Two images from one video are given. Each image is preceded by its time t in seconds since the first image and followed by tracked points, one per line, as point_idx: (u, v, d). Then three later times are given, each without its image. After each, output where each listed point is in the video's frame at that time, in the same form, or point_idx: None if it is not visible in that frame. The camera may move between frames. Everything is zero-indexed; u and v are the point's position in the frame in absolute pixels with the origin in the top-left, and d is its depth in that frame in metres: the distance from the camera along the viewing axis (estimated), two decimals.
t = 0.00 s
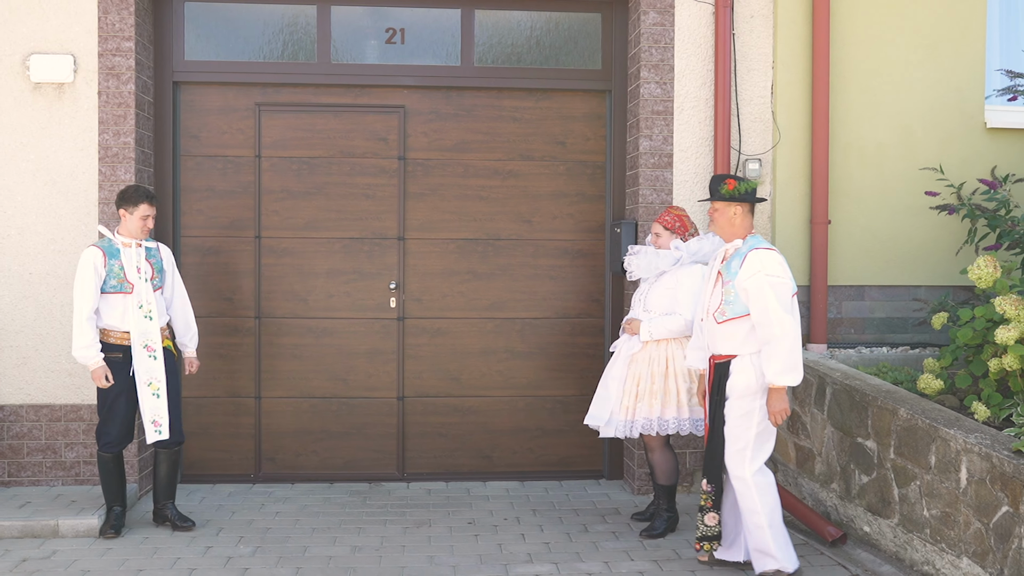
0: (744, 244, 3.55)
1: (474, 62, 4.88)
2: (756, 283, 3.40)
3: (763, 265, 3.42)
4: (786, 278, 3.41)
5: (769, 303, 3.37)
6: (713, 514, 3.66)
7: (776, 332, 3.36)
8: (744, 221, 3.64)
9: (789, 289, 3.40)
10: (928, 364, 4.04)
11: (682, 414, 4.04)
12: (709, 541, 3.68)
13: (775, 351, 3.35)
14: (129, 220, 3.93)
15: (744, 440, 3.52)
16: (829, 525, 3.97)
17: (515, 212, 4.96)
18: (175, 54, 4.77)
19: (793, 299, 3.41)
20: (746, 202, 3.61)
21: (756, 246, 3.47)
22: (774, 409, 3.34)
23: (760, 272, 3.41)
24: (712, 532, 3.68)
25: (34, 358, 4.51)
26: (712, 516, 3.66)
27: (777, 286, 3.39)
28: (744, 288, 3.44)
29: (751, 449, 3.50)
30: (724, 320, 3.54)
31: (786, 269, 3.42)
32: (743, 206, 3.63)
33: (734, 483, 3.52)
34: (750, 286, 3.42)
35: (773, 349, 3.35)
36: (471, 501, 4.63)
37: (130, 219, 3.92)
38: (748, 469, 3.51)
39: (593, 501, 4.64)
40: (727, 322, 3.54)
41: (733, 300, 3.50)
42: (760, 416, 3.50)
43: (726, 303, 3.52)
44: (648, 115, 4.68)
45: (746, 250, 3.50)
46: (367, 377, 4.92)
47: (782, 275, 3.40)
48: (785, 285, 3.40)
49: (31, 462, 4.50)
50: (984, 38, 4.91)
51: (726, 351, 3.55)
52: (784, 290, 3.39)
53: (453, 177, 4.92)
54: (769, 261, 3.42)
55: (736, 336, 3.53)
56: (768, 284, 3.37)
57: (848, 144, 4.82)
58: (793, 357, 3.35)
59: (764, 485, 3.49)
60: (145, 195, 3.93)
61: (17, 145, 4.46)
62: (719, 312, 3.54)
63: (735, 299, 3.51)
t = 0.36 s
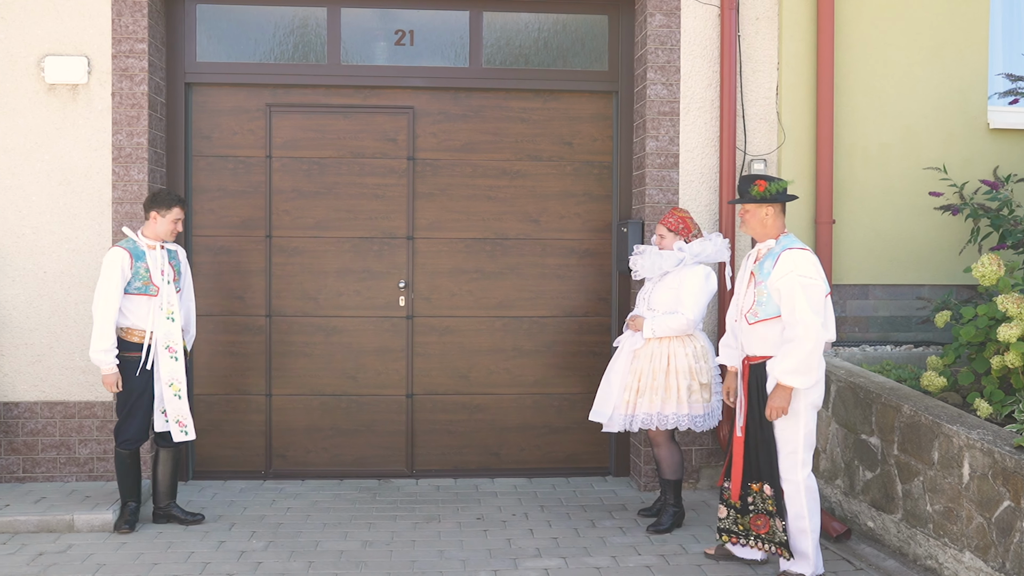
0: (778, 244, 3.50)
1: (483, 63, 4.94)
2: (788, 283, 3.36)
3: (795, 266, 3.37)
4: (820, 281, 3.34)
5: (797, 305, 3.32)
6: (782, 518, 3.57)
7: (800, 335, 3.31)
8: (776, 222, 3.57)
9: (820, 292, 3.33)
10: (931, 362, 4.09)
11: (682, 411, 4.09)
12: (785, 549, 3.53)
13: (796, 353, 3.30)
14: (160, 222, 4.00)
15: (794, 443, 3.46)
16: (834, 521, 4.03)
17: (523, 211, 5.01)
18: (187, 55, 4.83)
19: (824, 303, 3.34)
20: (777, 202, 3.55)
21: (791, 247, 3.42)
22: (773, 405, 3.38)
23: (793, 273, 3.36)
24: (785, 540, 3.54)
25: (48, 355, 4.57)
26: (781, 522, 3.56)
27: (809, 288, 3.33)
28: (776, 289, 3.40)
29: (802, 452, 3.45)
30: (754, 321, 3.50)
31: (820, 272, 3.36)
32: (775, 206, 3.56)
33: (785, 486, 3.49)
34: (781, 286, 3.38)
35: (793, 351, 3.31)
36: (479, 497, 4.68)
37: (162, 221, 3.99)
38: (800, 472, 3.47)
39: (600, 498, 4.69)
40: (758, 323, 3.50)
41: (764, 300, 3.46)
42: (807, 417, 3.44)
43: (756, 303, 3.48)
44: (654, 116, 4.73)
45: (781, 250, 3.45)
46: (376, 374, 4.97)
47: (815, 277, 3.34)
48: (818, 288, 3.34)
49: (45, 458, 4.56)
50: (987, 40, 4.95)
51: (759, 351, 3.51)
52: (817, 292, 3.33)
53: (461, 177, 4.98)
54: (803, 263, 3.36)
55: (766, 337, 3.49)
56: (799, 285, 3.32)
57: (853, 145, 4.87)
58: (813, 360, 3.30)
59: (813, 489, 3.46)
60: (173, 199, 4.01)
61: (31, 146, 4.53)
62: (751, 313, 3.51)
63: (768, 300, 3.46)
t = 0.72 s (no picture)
0: (793, 243, 3.54)
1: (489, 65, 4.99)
2: (802, 281, 3.39)
3: (809, 264, 3.40)
4: (834, 279, 3.38)
5: (811, 303, 3.35)
6: (790, 514, 3.58)
7: (814, 331, 3.34)
8: (794, 221, 3.61)
9: (833, 289, 3.37)
10: (933, 360, 4.14)
11: (683, 406, 4.15)
12: (791, 545, 3.56)
13: (812, 350, 3.32)
14: (194, 220, 4.08)
15: (804, 440, 3.50)
16: (837, 517, 4.08)
17: (529, 211, 5.07)
18: (197, 57, 4.88)
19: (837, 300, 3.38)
20: (796, 202, 3.58)
21: (805, 245, 3.46)
22: (801, 406, 3.37)
23: (807, 271, 3.40)
24: (792, 535, 3.56)
25: (61, 353, 4.63)
26: (789, 517, 3.57)
27: (823, 286, 3.36)
28: (790, 286, 3.44)
29: (811, 449, 3.48)
30: (770, 318, 3.54)
31: (834, 270, 3.39)
32: (793, 206, 3.60)
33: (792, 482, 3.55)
34: (795, 283, 3.42)
35: (808, 347, 3.34)
36: (486, 494, 4.74)
37: (197, 219, 4.07)
38: (809, 468, 3.51)
39: (606, 494, 4.74)
40: (773, 319, 3.54)
41: (779, 298, 3.50)
42: (820, 416, 3.46)
43: (772, 300, 3.52)
44: (659, 117, 4.78)
45: (795, 248, 3.49)
46: (384, 372, 5.03)
47: (829, 276, 3.37)
48: (832, 285, 3.37)
49: (58, 455, 4.62)
50: (988, 41, 5.00)
51: (774, 348, 3.56)
52: (831, 290, 3.36)
53: (468, 177, 5.03)
54: (816, 261, 3.40)
55: (782, 334, 3.53)
56: (812, 283, 3.36)
57: (856, 145, 4.92)
58: (829, 357, 3.31)
59: (820, 488, 3.50)
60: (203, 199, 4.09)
61: (44, 146, 4.58)
62: (766, 309, 3.55)
63: (781, 297, 3.51)
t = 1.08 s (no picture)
0: (802, 242, 3.56)
1: (496, 67, 5.02)
2: (814, 280, 3.41)
3: (821, 263, 3.43)
4: (844, 278, 3.41)
5: (824, 301, 3.38)
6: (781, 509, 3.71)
7: (827, 329, 3.37)
8: (803, 223, 3.64)
9: (844, 288, 3.40)
10: (939, 360, 4.17)
11: (685, 402, 4.18)
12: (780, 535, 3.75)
13: (825, 347, 3.36)
14: (201, 220, 4.11)
15: (806, 435, 3.53)
16: (842, 516, 4.10)
17: (536, 212, 5.10)
18: (206, 59, 4.92)
19: (847, 299, 3.42)
20: (804, 204, 3.61)
21: (815, 245, 3.49)
22: (812, 400, 3.40)
23: (819, 270, 3.42)
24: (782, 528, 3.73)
25: (72, 354, 4.67)
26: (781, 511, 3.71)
27: (835, 285, 3.39)
28: (802, 285, 3.46)
29: (812, 444, 3.52)
30: (778, 316, 3.55)
31: (843, 269, 3.43)
32: (801, 207, 3.63)
33: (794, 476, 3.58)
34: (807, 282, 3.43)
35: (821, 345, 3.37)
36: (493, 493, 4.77)
37: (203, 220, 4.11)
38: (810, 463, 3.54)
39: (612, 493, 4.78)
40: (781, 317, 3.55)
41: (789, 295, 3.50)
42: (824, 412, 3.50)
43: (780, 298, 3.53)
44: (665, 119, 4.81)
45: (805, 248, 3.51)
46: (392, 372, 5.06)
47: (840, 275, 3.41)
48: (843, 284, 3.41)
49: (69, 454, 4.66)
50: (993, 43, 5.03)
51: (781, 345, 3.57)
52: (842, 289, 3.39)
53: (475, 178, 5.06)
54: (828, 260, 3.43)
55: (789, 331, 3.53)
56: (826, 282, 3.38)
57: (861, 147, 4.95)
58: (840, 353, 3.36)
59: (820, 482, 3.53)
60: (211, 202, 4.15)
61: (55, 148, 4.62)
62: (775, 307, 3.56)
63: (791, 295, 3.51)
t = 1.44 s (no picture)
0: (813, 241, 3.57)
1: (502, 66, 5.02)
2: (822, 278, 3.42)
3: (830, 262, 3.43)
4: (853, 277, 3.41)
5: (831, 299, 3.38)
6: (784, 502, 3.66)
7: (833, 327, 3.37)
8: (809, 224, 3.65)
9: (852, 287, 3.40)
10: (946, 359, 4.16)
11: (690, 400, 4.17)
12: (781, 530, 3.67)
13: (831, 344, 3.36)
14: (204, 223, 4.09)
15: (817, 432, 3.53)
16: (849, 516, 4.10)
17: (542, 212, 5.10)
18: (212, 58, 4.92)
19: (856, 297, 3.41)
20: (809, 203, 3.62)
21: (825, 244, 3.49)
22: (814, 396, 3.43)
23: (827, 268, 3.42)
24: (784, 522, 3.67)
25: (78, 353, 4.67)
26: (784, 504, 3.66)
27: (843, 283, 3.39)
28: (811, 283, 3.47)
29: (824, 441, 3.52)
30: (788, 313, 3.56)
31: (853, 268, 3.42)
32: (806, 207, 3.63)
33: (807, 474, 3.56)
34: (815, 280, 3.44)
35: (827, 342, 3.38)
36: (499, 492, 4.77)
37: (207, 222, 4.09)
38: (823, 460, 3.53)
39: (619, 493, 4.78)
40: (791, 315, 3.56)
41: (799, 294, 3.52)
42: (834, 408, 3.50)
43: (791, 296, 3.54)
44: (671, 118, 4.81)
45: (815, 247, 3.52)
46: (397, 371, 5.06)
47: (848, 273, 3.40)
48: (851, 283, 3.40)
49: (75, 453, 4.66)
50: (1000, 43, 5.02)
51: (790, 343, 3.58)
52: (850, 287, 3.39)
53: (481, 177, 5.06)
54: (838, 259, 3.43)
55: (798, 329, 3.55)
56: (833, 280, 3.38)
57: (867, 146, 4.94)
58: (846, 351, 3.36)
59: (836, 477, 3.53)
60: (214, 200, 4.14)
61: (62, 148, 4.63)
62: (785, 305, 3.58)
63: (801, 293, 3.53)
